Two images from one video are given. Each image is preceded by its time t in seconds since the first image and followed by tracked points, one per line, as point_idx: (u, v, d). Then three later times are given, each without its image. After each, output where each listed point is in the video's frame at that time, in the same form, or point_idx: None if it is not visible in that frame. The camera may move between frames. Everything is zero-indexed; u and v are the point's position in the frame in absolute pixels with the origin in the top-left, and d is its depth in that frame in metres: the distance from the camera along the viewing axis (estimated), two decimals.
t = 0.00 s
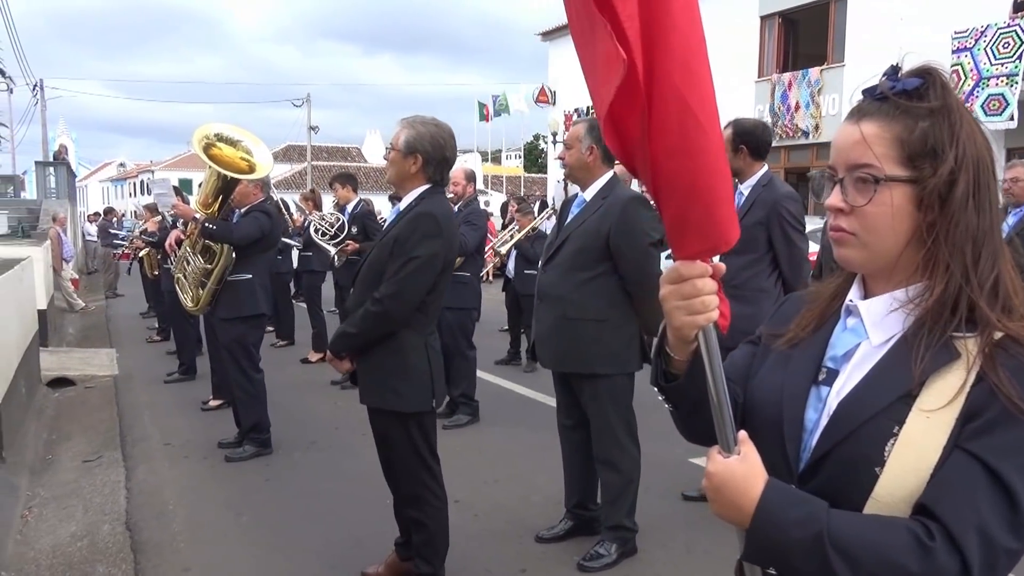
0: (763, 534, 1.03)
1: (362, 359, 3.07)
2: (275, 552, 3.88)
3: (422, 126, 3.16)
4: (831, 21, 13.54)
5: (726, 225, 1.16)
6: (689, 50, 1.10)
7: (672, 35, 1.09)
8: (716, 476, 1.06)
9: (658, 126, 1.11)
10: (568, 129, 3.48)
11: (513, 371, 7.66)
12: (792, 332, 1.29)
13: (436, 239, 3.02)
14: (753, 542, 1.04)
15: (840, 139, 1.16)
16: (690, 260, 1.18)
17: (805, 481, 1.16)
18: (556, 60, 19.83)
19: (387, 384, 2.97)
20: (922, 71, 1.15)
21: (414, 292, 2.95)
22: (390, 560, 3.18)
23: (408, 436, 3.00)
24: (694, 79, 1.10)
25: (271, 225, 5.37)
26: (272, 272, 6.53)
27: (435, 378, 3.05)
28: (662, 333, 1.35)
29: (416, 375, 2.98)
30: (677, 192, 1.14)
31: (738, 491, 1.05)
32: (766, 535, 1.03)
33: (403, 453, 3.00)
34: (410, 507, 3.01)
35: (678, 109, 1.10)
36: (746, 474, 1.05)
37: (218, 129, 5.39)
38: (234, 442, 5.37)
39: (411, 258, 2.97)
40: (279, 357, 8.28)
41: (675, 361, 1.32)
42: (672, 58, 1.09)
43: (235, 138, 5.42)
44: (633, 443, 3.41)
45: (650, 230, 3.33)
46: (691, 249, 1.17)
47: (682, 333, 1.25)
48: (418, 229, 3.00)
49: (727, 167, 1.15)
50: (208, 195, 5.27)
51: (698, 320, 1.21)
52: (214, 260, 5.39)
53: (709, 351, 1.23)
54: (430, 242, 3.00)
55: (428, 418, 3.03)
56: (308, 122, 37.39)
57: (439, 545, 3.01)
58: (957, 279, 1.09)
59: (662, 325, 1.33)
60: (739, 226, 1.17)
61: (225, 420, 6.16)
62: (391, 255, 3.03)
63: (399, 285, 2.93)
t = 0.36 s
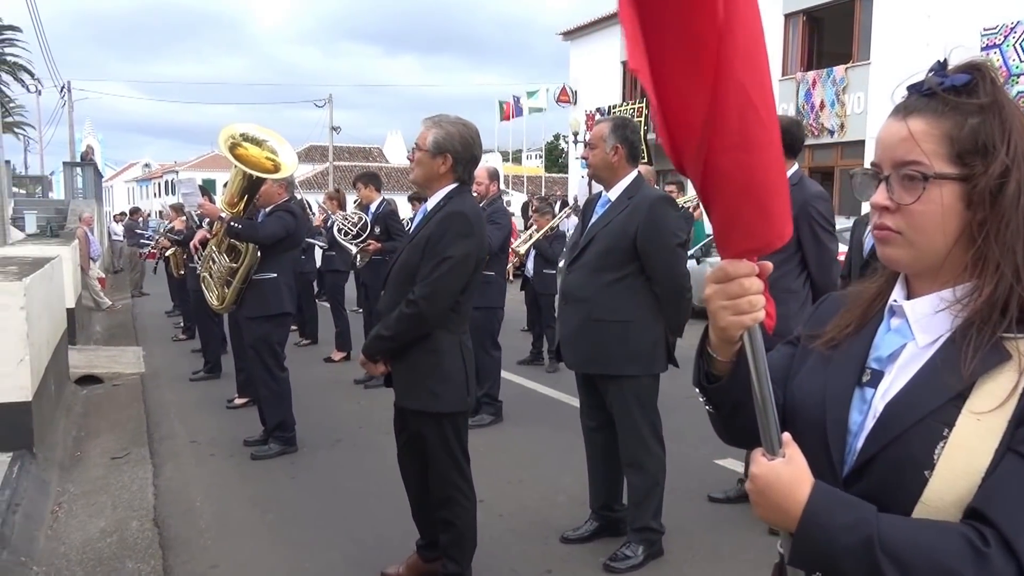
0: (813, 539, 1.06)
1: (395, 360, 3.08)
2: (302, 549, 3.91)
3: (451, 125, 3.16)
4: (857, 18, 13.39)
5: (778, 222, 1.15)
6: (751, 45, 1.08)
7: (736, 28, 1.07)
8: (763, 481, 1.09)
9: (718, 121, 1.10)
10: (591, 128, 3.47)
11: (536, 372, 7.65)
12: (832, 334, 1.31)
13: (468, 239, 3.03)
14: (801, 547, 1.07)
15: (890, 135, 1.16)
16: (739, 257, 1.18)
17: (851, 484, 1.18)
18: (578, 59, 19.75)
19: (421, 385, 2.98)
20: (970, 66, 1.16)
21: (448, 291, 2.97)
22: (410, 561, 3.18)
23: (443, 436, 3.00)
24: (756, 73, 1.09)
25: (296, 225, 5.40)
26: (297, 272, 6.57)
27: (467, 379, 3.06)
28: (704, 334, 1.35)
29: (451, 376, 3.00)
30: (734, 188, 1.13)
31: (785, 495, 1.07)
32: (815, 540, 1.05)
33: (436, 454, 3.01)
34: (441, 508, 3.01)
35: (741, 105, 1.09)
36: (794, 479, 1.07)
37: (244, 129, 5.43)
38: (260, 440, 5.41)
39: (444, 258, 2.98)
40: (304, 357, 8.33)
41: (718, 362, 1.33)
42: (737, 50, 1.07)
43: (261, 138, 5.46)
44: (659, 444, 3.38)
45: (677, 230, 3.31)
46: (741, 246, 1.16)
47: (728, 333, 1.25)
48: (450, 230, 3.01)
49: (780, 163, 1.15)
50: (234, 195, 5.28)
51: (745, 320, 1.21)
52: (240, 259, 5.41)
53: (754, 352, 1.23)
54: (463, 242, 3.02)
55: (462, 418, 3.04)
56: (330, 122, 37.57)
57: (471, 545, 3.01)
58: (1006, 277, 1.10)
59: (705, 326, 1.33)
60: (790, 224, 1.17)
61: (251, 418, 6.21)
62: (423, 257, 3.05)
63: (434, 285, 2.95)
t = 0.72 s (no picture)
0: (844, 541, 1.09)
1: (413, 358, 3.08)
2: (321, 548, 3.92)
3: (469, 125, 3.16)
4: (876, 16, 13.27)
5: (812, 222, 1.14)
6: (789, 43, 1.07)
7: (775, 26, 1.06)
8: (795, 482, 1.12)
9: (752, 119, 1.09)
10: (608, 128, 3.45)
11: (551, 372, 7.64)
12: (859, 331, 1.30)
13: (489, 240, 3.05)
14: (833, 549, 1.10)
15: (921, 134, 1.15)
16: (769, 258, 1.17)
17: (882, 487, 1.18)
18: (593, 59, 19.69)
19: (441, 381, 3.00)
20: (1003, 63, 1.14)
21: (470, 291, 2.99)
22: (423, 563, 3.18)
23: (460, 428, 3.02)
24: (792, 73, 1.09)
25: (313, 225, 5.42)
26: (315, 272, 6.59)
27: (484, 377, 3.09)
28: (732, 335, 1.35)
29: (471, 374, 3.04)
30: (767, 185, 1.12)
31: (818, 498, 1.10)
32: (849, 544, 1.08)
33: (452, 449, 3.01)
34: (455, 507, 3.00)
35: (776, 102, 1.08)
36: (825, 481, 1.11)
37: (261, 130, 5.41)
38: (278, 440, 5.43)
39: (467, 258, 3.00)
40: (321, 356, 8.36)
41: (746, 363, 1.33)
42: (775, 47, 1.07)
43: (279, 139, 5.46)
44: (676, 446, 3.36)
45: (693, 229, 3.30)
46: (772, 246, 1.15)
47: (759, 334, 1.24)
48: (473, 231, 3.02)
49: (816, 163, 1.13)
50: (251, 196, 5.33)
51: (777, 321, 1.20)
52: (258, 259, 5.42)
53: (785, 353, 1.22)
54: (485, 243, 3.03)
55: (477, 413, 3.07)
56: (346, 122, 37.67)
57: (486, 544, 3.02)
58: None
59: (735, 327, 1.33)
60: (824, 226, 1.15)
61: (269, 418, 6.24)
62: (445, 256, 3.04)
63: (456, 285, 2.96)
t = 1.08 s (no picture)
0: (873, 547, 1.08)
1: (422, 357, 3.06)
2: (332, 550, 3.91)
3: (477, 127, 3.14)
4: (887, 15, 13.18)
5: (837, 221, 1.11)
6: (807, 37, 1.06)
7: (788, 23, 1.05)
8: (823, 486, 1.10)
9: (769, 116, 1.07)
10: (620, 128, 3.42)
11: (562, 373, 7.62)
12: (883, 331, 1.28)
13: (498, 240, 3.03)
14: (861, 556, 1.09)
15: (945, 130, 1.13)
16: (795, 258, 1.15)
17: (911, 490, 1.17)
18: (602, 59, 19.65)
19: (449, 379, 3.00)
20: None
21: (481, 291, 2.98)
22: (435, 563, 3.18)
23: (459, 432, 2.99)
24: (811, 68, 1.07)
25: (323, 227, 5.41)
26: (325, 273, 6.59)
27: (490, 376, 3.09)
28: (755, 337, 1.34)
29: (478, 372, 3.04)
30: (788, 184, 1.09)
31: (847, 503, 1.09)
32: (880, 550, 1.07)
33: (452, 450, 2.98)
34: (453, 511, 3.00)
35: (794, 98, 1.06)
36: (854, 485, 1.09)
37: (271, 132, 5.40)
38: (288, 441, 5.43)
39: (478, 258, 2.98)
40: (331, 358, 8.36)
41: (770, 365, 1.32)
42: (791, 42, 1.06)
43: (288, 141, 5.44)
44: (688, 448, 3.33)
45: (704, 229, 3.27)
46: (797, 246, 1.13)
47: (784, 335, 1.21)
48: (483, 231, 3.01)
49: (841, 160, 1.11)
50: (261, 198, 5.32)
51: (804, 322, 1.17)
52: (268, 261, 5.40)
53: (812, 355, 1.20)
54: (494, 243, 3.02)
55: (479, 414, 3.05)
56: (354, 124, 37.74)
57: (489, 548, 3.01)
58: None
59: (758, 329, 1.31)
60: (850, 225, 1.12)
61: (279, 419, 6.25)
62: (454, 256, 3.03)
63: (468, 285, 2.95)
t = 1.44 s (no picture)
0: (908, 550, 1.09)
1: (428, 357, 3.03)
2: (338, 554, 3.88)
3: (483, 128, 3.12)
4: (889, 13, 13.14)
5: (869, 217, 1.09)
6: (836, 28, 1.03)
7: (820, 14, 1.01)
8: (853, 489, 1.11)
9: (803, 111, 1.04)
10: (629, 126, 3.39)
11: (567, 375, 7.58)
12: (909, 329, 1.30)
13: (505, 240, 3.02)
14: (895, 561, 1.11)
15: (971, 122, 1.12)
16: (824, 257, 1.14)
17: (941, 490, 1.18)
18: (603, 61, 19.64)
19: (457, 379, 2.97)
20: None
21: (489, 290, 2.96)
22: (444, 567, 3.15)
23: (466, 434, 2.96)
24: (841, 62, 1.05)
25: (326, 230, 5.39)
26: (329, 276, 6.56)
27: (496, 376, 3.07)
28: (779, 336, 1.34)
29: (485, 373, 3.02)
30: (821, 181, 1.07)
31: (879, 507, 1.10)
32: (915, 553, 1.09)
33: (459, 451, 2.95)
34: (463, 512, 2.97)
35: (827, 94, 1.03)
36: (885, 488, 1.10)
37: (274, 134, 5.36)
38: (293, 445, 5.41)
39: (486, 257, 2.96)
40: (335, 361, 8.34)
41: (794, 365, 1.32)
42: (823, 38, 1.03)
43: (291, 143, 5.41)
44: (699, 449, 3.31)
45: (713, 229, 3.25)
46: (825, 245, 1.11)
47: (813, 335, 1.20)
48: (490, 231, 2.99)
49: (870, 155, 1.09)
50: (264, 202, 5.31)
51: (835, 322, 1.17)
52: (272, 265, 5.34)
53: (841, 355, 1.19)
54: (501, 244, 3.00)
55: (484, 416, 3.03)
56: (356, 128, 37.78)
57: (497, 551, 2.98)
58: None
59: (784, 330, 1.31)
60: (884, 220, 1.11)
61: (283, 423, 6.22)
62: (461, 256, 3.01)
63: (476, 285, 2.93)
